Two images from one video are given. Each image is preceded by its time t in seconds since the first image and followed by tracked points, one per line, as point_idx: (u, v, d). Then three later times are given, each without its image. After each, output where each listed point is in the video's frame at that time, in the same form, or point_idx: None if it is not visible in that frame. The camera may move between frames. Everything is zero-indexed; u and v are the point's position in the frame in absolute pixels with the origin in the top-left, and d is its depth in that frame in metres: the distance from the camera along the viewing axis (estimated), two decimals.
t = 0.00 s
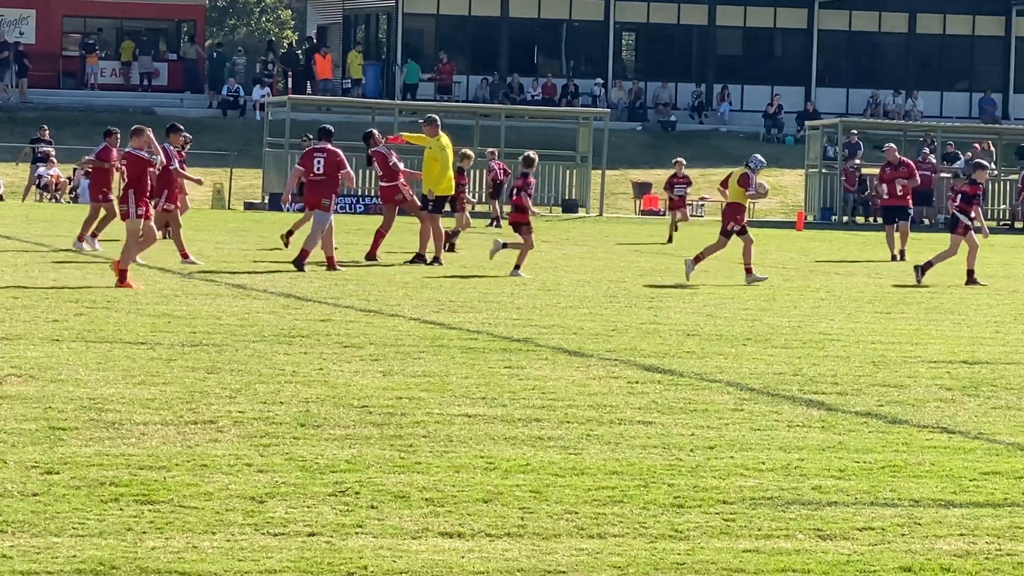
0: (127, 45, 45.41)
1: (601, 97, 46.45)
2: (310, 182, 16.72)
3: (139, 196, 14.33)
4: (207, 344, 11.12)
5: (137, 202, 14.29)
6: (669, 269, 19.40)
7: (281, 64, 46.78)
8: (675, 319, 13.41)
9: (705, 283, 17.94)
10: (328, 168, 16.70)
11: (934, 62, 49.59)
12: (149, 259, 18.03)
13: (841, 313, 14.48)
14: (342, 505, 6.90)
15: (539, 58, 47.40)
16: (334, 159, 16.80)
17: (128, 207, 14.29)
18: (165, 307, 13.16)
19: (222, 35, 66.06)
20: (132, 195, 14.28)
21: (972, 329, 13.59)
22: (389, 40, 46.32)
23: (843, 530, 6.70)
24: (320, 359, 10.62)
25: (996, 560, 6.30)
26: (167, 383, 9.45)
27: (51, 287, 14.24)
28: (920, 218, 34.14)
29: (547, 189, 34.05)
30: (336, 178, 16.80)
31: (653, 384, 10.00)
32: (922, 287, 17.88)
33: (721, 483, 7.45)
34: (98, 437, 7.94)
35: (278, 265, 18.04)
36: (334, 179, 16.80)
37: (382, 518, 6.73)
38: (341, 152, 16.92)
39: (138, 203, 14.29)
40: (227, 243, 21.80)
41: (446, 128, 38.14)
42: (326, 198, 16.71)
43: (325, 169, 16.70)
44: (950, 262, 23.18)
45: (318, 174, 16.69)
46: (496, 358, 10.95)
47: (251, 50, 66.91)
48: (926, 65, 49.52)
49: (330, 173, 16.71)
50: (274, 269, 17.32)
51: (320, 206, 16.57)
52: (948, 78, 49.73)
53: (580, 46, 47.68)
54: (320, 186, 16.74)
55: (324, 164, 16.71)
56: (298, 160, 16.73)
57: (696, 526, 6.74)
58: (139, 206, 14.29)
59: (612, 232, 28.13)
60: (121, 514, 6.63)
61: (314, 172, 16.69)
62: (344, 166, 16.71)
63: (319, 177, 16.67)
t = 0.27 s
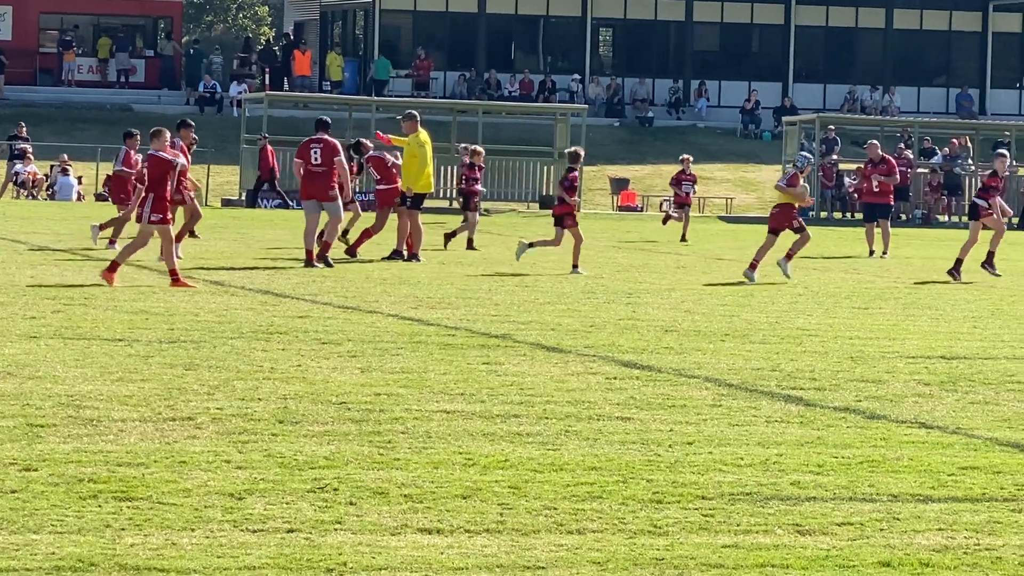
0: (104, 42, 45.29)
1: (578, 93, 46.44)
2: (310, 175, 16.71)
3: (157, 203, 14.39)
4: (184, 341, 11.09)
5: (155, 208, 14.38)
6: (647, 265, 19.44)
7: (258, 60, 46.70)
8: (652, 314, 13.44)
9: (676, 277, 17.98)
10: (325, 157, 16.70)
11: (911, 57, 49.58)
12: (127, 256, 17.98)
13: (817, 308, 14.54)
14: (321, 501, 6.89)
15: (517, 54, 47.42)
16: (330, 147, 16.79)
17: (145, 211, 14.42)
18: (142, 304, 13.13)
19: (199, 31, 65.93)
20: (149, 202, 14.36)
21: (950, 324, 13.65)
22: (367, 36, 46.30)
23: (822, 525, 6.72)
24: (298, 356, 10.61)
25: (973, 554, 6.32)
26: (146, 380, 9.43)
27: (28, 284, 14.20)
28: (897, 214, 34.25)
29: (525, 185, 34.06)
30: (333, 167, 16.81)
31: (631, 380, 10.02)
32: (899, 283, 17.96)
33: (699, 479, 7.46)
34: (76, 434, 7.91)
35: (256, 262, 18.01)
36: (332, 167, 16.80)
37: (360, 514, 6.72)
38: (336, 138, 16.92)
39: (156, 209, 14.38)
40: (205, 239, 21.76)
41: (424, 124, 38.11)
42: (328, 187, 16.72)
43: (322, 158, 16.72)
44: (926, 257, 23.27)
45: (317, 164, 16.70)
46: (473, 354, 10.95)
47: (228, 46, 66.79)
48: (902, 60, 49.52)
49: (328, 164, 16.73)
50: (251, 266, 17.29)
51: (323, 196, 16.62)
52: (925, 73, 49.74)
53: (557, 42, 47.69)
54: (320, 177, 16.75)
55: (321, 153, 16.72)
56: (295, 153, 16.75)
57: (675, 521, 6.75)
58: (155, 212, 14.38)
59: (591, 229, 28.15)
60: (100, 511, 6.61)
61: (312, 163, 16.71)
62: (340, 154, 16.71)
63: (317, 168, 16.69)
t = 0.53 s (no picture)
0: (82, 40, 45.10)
1: (557, 90, 46.44)
2: (311, 177, 16.86)
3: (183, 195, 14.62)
4: (163, 338, 11.06)
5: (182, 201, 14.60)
6: (627, 262, 19.46)
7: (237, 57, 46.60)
8: (631, 311, 13.45)
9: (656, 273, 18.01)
10: (327, 159, 16.85)
11: (889, 54, 49.67)
12: (105, 254, 17.93)
13: (796, 304, 14.57)
14: (300, 499, 6.88)
15: (496, 51, 47.43)
16: (330, 150, 16.95)
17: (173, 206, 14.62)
18: (121, 302, 13.09)
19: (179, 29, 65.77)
20: (175, 197, 14.55)
21: (928, 320, 13.70)
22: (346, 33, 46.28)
23: (801, 522, 6.74)
24: (278, 354, 10.59)
25: (952, 550, 6.35)
26: (125, 378, 9.41)
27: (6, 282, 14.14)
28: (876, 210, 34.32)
29: (505, 182, 34.05)
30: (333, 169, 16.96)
31: (610, 377, 10.04)
32: (878, 279, 18.02)
33: (678, 475, 7.47)
34: (55, 432, 7.89)
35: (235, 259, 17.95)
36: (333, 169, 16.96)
37: (340, 511, 6.71)
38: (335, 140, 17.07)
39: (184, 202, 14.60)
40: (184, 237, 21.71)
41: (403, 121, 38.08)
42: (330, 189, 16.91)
43: (324, 160, 16.87)
44: (905, 254, 23.35)
45: (319, 167, 16.85)
46: (452, 351, 10.95)
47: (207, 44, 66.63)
48: (880, 57, 49.60)
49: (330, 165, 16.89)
50: (231, 263, 17.24)
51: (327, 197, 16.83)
52: (903, 69, 49.81)
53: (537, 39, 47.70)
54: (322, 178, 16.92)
55: (323, 156, 16.88)
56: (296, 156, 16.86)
57: (654, 518, 6.76)
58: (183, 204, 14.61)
59: (570, 225, 28.16)
60: (79, 508, 6.60)
61: (313, 165, 16.85)
62: (341, 157, 16.88)
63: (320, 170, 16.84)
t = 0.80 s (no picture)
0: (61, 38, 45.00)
1: (537, 88, 46.43)
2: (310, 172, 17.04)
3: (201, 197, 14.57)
4: (143, 337, 11.02)
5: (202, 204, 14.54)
6: (607, 260, 19.46)
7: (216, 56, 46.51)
8: (611, 309, 13.46)
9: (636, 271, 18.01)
10: (328, 155, 17.06)
11: (869, 52, 49.76)
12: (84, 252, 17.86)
13: (777, 303, 14.58)
14: (279, 497, 6.86)
15: (476, 49, 47.44)
16: (332, 147, 17.19)
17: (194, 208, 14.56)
18: (100, 300, 13.04)
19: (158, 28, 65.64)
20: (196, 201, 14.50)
21: (909, 318, 13.73)
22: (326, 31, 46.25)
23: (781, 519, 6.74)
24: (258, 352, 10.55)
25: (932, 547, 6.36)
26: (104, 376, 9.38)
27: None
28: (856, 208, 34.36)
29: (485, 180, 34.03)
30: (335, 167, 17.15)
31: (589, 374, 10.04)
32: (858, 276, 18.06)
33: (658, 473, 7.47)
34: (33, 432, 7.85)
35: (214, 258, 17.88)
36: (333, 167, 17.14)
37: (319, 510, 6.69)
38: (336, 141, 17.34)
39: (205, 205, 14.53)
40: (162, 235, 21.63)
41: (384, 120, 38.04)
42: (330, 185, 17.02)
43: (325, 156, 17.08)
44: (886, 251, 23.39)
45: (319, 162, 17.03)
46: (432, 350, 10.93)
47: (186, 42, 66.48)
48: (860, 55, 49.68)
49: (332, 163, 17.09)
50: (208, 261, 17.19)
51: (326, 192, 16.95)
52: (884, 67, 49.89)
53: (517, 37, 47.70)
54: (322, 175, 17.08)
55: (324, 153, 17.09)
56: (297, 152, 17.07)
57: (634, 515, 6.75)
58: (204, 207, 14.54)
59: (551, 224, 28.14)
60: (57, 508, 6.57)
61: (314, 161, 17.03)
62: (341, 154, 17.09)
63: (320, 165, 17.00)
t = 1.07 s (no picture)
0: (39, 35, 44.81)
1: (516, 86, 46.40)
2: (304, 174, 17.07)
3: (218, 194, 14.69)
4: (120, 335, 10.98)
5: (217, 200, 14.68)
6: (586, 257, 19.46)
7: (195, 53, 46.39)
8: (590, 306, 13.48)
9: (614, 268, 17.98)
10: (322, 158, 17.10)
11: (848, 49, 49.84)
12: (62, 250, 17.78)
13: (756, 300, 14.61)
14: (257, 496, 6.84)
15: (455, 47, 47.41)
16: (326, 150, 17.21)
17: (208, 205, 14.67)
18: (78, 298, 12.99)
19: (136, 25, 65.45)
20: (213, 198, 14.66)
21: (887, 315, 13.77)
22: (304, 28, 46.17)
23: (759, 517, 6.75)
24: (236, 350, 10.52)
25: (910, 545, 6.37)
26: (82, 374, 9.34)
27: None
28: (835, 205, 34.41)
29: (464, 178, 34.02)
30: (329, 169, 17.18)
31: (569, 372, 10.04)
32: (836, 274, 18.10)
33: (637, 471, 7.47)
34: (10, 430, 7.81)
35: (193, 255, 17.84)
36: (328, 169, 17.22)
37: (297, 508, 6.67)
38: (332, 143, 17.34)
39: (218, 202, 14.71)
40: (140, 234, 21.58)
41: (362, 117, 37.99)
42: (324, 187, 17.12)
43: (319, 159, 17.11)
44: (864, 249, 23.46)
45: (313, 165, 17.09)
46: (411, 347, 10.91)
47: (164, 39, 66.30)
48: (839, 52, 49.75)
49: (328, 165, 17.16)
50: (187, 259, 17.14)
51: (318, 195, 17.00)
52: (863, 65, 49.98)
53: (496, 35, 47.69)
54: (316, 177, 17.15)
55: (318, 156, 17.12)
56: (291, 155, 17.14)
57: (612, 514, 6.75)
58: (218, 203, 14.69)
59: (530, 221, 28.14)
60: (35, 506, 6.53)
61: (308, 164, 17.10)
62: (336, 157, 17.09)
63: (313, 168, 17.07)
